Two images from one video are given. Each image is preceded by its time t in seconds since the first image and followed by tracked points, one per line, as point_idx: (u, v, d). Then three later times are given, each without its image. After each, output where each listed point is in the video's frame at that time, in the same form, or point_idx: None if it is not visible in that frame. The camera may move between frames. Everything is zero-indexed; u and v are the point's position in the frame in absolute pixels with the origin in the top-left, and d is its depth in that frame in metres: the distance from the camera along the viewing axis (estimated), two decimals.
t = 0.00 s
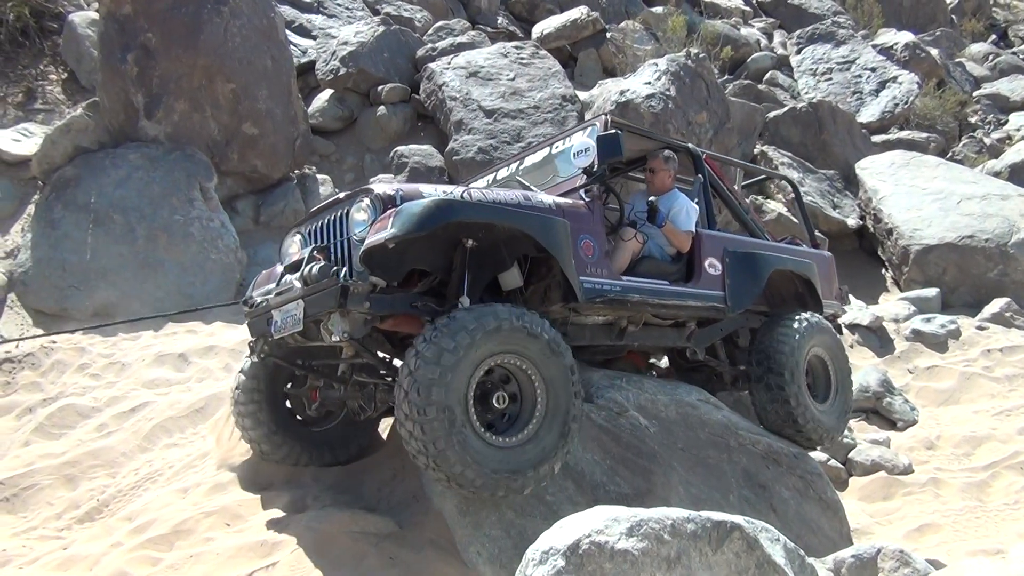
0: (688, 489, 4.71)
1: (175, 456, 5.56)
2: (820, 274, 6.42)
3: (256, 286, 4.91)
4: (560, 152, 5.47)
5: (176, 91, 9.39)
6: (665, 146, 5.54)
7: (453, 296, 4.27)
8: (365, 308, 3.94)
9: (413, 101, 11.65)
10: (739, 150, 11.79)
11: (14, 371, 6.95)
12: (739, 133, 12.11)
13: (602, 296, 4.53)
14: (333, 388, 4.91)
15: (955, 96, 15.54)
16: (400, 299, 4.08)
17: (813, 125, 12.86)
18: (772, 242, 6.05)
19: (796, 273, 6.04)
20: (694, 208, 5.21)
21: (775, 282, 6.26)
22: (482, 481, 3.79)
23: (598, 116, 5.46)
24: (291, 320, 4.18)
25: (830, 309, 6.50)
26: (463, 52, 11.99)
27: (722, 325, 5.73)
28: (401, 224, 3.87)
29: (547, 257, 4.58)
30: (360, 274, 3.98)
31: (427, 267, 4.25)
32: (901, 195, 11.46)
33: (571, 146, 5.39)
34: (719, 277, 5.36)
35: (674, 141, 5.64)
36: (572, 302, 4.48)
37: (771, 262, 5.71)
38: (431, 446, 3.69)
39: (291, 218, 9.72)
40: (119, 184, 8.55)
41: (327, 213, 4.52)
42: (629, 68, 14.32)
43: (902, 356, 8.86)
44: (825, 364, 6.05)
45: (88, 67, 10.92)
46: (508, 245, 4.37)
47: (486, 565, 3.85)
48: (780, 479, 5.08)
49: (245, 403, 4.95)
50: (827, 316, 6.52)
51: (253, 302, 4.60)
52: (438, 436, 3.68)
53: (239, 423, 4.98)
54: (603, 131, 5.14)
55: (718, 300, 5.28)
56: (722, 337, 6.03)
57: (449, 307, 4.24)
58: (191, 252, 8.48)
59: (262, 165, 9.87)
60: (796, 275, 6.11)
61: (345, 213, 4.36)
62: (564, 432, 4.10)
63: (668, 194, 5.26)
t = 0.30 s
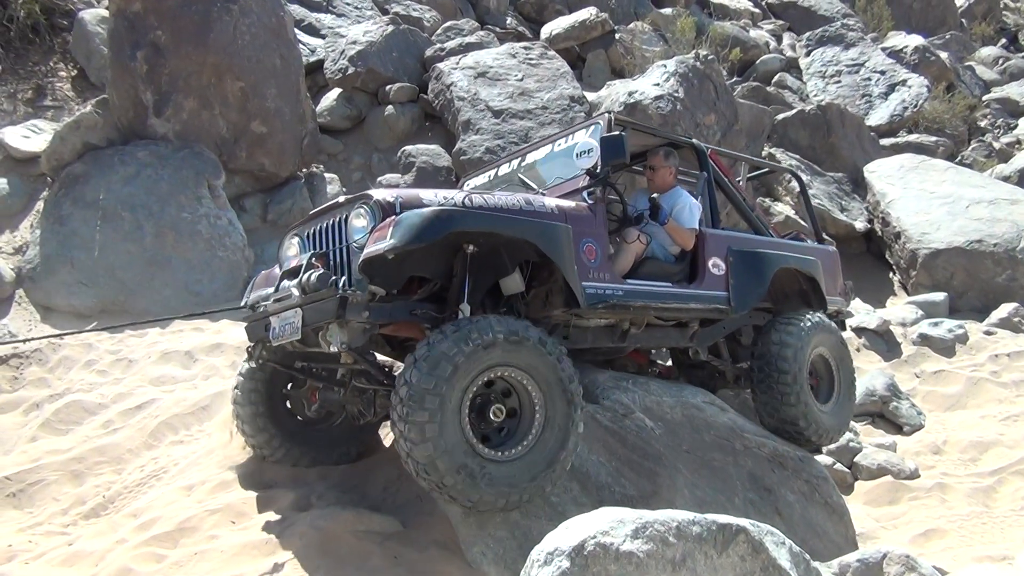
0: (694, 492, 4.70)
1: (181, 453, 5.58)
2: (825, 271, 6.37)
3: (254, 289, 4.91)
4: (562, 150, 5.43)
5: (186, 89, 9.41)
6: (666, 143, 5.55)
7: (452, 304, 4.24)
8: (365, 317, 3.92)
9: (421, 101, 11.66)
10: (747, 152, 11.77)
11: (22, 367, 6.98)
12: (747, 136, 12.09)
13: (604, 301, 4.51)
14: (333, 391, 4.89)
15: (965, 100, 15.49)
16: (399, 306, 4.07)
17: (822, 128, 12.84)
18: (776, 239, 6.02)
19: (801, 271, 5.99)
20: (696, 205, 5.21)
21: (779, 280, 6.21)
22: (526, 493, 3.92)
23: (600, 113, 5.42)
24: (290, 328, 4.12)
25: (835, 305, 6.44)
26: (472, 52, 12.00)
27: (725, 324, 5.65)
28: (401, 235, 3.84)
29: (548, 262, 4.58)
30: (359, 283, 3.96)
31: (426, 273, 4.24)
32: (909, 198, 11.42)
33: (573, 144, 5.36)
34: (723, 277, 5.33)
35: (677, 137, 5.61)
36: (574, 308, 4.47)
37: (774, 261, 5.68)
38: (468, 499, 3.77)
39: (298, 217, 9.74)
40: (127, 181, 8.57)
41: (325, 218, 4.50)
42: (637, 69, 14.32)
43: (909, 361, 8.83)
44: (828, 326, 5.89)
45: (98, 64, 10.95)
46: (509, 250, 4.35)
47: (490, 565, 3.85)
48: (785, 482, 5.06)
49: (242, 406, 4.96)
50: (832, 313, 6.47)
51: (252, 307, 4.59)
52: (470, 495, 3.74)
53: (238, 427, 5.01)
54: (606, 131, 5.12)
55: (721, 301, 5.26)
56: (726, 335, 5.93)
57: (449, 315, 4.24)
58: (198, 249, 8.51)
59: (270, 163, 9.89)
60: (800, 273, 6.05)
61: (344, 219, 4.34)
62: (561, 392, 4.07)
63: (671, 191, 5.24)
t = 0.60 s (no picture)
0: (700, 493, 4.70)
1: (187, 450, 5.60)
2: (833, 270, 6.34)
3: (250, 286, 4.89)
4: (566, 148, 5.42)
5: (195, 87, 9.44)
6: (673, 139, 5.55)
7: (448, 309, 4.20)
8: (358, 323, 3.92)
9: (430, 101, 11.67)
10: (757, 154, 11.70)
11: (30, 362, 7.01)
12: (756, 138, 12.06)
13: (604, 307, 4.52)
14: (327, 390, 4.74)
15: (974, 103, 15.43)
16: (394, 311, 4.03)
17: (830, 130, 12.80)
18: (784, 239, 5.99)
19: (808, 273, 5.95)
20: (704, 204, 5.16)
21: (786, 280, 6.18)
22: (553, 469, 3.99)
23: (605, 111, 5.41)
24: (282, 331, 4.14)
25: (843, 305, 6.41)
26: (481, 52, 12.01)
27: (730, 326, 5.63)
28: (393, 242, 3.84)
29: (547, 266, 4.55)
30: (353, 289, 3.96)
31: (422, 278, 4.10)
32: (918, 202, 11.39)
33: (578, 142, 5.35)
34: (727, 279, 5.31)
35: (684, 134, 5.60)
36: (572, 314, 4.47)
37: (782, 262, 5.65)
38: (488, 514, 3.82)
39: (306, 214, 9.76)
40: (136, 178, 8.60)
41: (321, 219, 4.44)
42: (646, 70, 14.30)
43: (916, 364, 8.80)
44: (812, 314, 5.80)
45: (108, 61, 10.99)
46: (507, 254, 4.26)
47: (495, 565, 3.85)
48: (791, 485, 5.05)
49: (240, 408, 4.96)
50: (840, 313, 6.43)
51: (247, 306, 4.60)
52: (507, 508, 3.84)
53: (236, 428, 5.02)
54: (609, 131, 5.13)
55: (725, 304, 5.24)
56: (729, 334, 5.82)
57: (444, 320, 4.21)
58: (206, 247, 8.54)
59: (278, 161, 9.91)
60: (807, 275, 6.02)
61: (340, 221, 4.28)
62: (531, 365, 3.96)
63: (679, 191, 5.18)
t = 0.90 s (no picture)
0: (706, 494, 4.69)
1: (194, 447, 5.61)
2: (839, 269, 6.31)
3: (243, 287, 4.88)
4: (566, 145, 5.40)
5: (204, 85, 9.46)
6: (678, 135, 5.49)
7: (439, 315, 4.14)
8: (345, 332, 3.87)
9: (438, 100, 11.67)
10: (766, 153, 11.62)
11: (38, 358, 7.03)
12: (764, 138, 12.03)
13: (599, 314, 4.50)
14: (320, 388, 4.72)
15: (985, 104, 15.36)
16: (384, 318, 4.02)
17: (839, 131, 12.75)
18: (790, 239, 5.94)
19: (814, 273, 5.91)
20: (709, 203, 5.14)
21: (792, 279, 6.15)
22: (550, 456, 3.93)
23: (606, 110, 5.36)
24: (270, 337, 4.09)
25: (849, 304, 6.37)
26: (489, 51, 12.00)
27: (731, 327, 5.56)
28: (380, 253, 3.75)
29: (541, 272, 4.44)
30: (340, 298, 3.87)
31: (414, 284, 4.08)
32: (927, 203, 11.35)
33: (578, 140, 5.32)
34: (729, 281, 5.30)
35: (690, 130, 5.55)
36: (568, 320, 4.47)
37: (786, 263, 5.60)
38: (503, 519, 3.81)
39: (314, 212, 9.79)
40: (145, 175, 8.63)
41: (312, 222, 4.40)
42: (654, 70, 14.29)
43: (924, 366, 8.77)
44: (800, 315, 5.66)
45: (117, 59, 11.02)
46: (500, 260, 4.20)
47: (501, 564, 3.85)
48: (798, 486, 5.04)
49: (235, 411, 4.96)
50: (847, 311, 6.40)
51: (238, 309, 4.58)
52: (519, 507, 3.84)
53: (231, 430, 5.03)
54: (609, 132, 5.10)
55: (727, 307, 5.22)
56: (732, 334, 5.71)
57: (434, 326, 4.16)
58: (215, 244, 8.56)
59: (286, 160, 9.94)
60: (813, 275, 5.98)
61: (330, 224, 4.25)
62: (489, 367, 3.84)
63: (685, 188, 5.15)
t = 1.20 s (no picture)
0: (714, 493, 4.69)
1: (202, 444, 5.62)
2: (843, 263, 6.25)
3: (231, 290, 4.86)
4: (560, 143, 5.34)
5: (213, 82, 9.48)
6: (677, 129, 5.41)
7: (425, 324, 4.09)
8: (328, 344, 3.83)
9: (447, 98, 11.68)
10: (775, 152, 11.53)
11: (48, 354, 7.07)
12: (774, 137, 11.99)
13: (588, 321, 4.47)
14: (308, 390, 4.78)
15: (996, 103, 15.28)
16: (369, 328, 3.95)
17: (849, 129, 12.70)
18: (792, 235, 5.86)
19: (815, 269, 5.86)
20: (707, 202, 5.09)
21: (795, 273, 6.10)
22: (536, 449, 3.84)
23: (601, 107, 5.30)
24: (254, 348, 4.04)
25: (853, 298, 6.32)
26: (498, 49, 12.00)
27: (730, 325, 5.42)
28: (361, 267, 3.69)
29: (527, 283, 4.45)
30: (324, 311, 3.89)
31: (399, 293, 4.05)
32: (937, 202, 11.31)
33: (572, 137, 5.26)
34: (727, 281, 5.24)
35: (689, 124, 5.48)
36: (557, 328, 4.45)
37: (785, 261, 5.53)
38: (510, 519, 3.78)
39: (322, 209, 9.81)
40: (155, 172, 8.67)
41: (295, 227, 4.34)
42: (663, 68, 14.26)
43: (934, 366, 8.73)
44: (801, 311, 5.46)
45: (127, 56, 11.05)
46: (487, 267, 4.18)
47: (509, 561, 3.84)
48: (806, 485, 5.03)
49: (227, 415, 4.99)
50: (852, 305, 6.34)
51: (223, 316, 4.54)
52: (520, 506, 3.78)
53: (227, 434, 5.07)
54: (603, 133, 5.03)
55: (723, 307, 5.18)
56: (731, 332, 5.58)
57: (420, 335, 4.10)
58: (224, 241, 8.58)
59: (295, 157, 9.96)
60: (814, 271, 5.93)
61: (314, 231, 4.18)
62: (447, 387, 3.68)
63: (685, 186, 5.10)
